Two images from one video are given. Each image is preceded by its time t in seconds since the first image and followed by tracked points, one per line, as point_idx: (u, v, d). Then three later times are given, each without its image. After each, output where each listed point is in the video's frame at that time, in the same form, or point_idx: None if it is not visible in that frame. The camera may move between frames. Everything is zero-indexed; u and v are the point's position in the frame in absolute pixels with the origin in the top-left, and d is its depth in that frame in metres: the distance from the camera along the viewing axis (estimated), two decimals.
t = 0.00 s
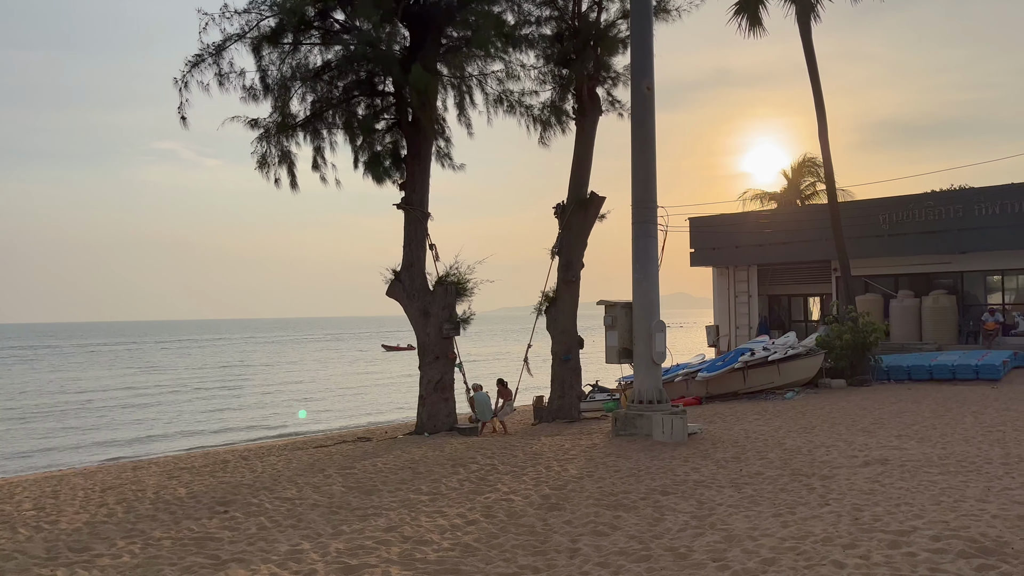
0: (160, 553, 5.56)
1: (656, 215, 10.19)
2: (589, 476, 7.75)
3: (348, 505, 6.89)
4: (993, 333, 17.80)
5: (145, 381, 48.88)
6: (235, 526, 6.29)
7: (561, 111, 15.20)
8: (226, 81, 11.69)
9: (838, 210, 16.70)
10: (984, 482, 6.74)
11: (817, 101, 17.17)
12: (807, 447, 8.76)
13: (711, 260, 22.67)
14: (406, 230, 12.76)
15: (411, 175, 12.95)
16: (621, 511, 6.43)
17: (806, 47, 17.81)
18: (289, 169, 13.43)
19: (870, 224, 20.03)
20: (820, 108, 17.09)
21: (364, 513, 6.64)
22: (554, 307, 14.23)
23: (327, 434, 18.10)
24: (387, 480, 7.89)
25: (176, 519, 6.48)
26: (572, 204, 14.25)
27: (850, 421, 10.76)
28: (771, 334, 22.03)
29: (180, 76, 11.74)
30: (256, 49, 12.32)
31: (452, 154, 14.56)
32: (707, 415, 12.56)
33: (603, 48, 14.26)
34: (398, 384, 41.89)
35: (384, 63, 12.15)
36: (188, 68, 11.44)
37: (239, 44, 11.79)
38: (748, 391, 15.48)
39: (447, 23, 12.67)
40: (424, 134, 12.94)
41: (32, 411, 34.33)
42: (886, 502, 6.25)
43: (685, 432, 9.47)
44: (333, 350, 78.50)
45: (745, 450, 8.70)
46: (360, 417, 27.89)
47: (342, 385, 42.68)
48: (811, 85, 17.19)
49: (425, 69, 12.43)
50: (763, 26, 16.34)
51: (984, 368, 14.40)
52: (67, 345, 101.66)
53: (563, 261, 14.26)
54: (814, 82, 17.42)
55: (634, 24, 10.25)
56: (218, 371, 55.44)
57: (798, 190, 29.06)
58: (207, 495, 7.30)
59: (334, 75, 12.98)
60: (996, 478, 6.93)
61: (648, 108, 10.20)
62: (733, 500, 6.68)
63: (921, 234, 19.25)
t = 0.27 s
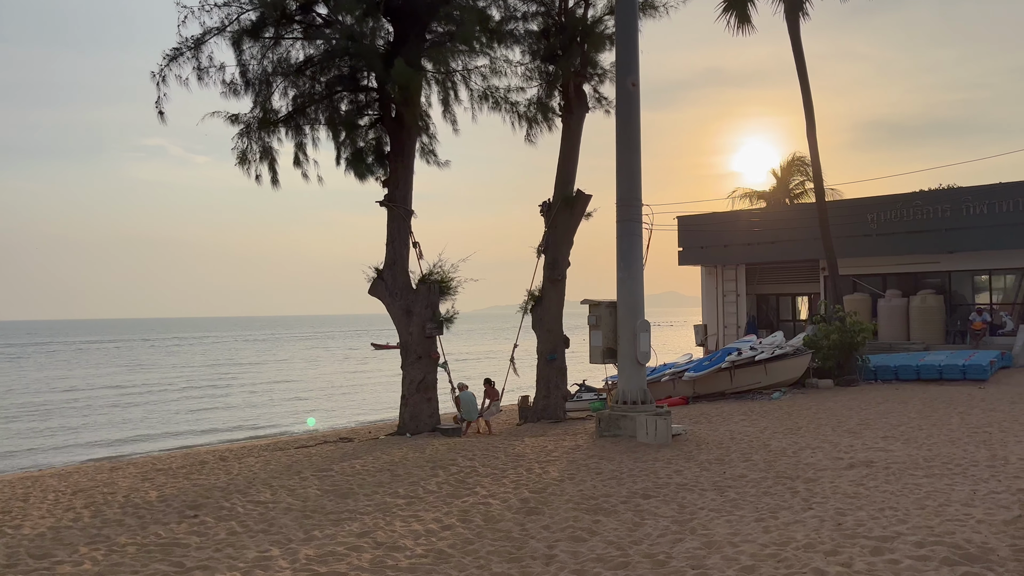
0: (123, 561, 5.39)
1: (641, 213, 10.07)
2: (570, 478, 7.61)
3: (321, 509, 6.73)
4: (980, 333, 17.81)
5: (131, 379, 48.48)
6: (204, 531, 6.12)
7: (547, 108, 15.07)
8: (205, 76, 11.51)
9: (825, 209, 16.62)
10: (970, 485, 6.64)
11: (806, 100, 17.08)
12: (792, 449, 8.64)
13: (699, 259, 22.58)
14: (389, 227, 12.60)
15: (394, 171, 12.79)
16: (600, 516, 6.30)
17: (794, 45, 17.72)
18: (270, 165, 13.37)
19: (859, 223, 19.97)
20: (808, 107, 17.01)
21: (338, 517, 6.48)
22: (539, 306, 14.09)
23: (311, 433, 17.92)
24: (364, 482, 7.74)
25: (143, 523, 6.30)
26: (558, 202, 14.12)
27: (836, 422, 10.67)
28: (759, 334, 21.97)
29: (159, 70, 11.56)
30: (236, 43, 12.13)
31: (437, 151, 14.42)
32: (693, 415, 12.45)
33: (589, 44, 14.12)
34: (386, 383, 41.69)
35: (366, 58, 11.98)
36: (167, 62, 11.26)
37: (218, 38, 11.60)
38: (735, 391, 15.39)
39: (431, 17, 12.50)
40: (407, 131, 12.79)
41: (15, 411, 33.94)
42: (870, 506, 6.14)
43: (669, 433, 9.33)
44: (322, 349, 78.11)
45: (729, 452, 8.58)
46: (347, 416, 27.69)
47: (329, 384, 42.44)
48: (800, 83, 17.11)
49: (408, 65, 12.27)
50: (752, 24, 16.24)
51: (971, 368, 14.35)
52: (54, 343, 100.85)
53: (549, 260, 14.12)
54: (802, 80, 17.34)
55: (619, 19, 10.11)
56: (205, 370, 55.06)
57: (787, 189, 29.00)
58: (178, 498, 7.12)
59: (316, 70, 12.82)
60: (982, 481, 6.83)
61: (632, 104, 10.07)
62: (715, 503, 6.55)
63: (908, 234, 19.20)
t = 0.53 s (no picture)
0: (85, 564, 5.23)
1: (625, 210, 9.95)
2: (550, 479, 7.48)
3: (294, 510, 6.57)
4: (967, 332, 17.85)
5: (116, 377, 48.05)
6: (172, 533, 5.96)
7: (533, 104, 14.95)
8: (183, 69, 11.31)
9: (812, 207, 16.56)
10: (953, 486, 6.55)
11: (793, 97, 17.02)
12: (776, 449, 8.54)
13: (686, 256, 22.50)
14: (371, 223, 12.45)
15: (377, 167, 12.64)
16: (579, 517, 6.17)
17: (782, 43, 17.64)
18: (251, 160, 13.19)
19: (846, 221, 19.93)
20: (795, 104, 16.93)
21: (311, 519, 6.33)
22: (524, 304, 13.96)
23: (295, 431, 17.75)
24: (340, 483, 7.59)
25: (110, 526, 6.14)
26: (543, 199, 13.99)
27: (821, 421, 10.59)
28: (746, 332, 21.92)
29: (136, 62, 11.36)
30: (216, 35, 11.94)
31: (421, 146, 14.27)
32: (678, 414, 12.35)
33: (575, 40, 13.99)
34: (374, 381, 41.50)
35: (348, 51, 11.80)
36: (144, 55, 11.07)
37: (197, 31, 11.40)
38: (721, 389, 15.32)
39: (414, 11, 12.34)
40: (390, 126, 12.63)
41: None
42: (852, 507, 6.04)
43: (652, 432, 9.20)
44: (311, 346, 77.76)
45: (712, 452, 8.47)
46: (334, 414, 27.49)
47: (316, 381, 42.20)
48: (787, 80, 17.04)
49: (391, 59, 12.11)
50: (739, 21, 16.14)
51: (957, 367, 14.32)
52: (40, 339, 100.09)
53: (534, 257, 13.99)
54: (790, 77, 17.26)
55: (604, 14, 9.97)
56: (192, 367, 54.67)
57: (775, 187, 28.97)
58: (147, 499, 6.96)
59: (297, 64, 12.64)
60: (966, 481, 6.75)
61: (617, 100, 9.94)
62: (695, 505, 6.44)
63: (895, 232, 19.17)
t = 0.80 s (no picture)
0: (43, 569, 5.06)
1: (608, 206, 9.83)
2: (529, 479, 7.35)
3: (265, 511, 6.42)
4: (953, 330, 17.64)
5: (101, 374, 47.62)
6: (136, 535, 5.80)
7: (518, 99, 14.82)
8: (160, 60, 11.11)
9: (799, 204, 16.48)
10: (936, 487, 6.46)
11: (780, 94, 16.94)
12: (758, 448, 8.44)
13: (674, 254, 22.40)
14: (353, 218, 12.29)
15: (359, 162, 12.48)
16: (555, 519, 6.05)
17: (770, 39, 17.55)
18: (232, 154, 13.03)
19: (833, 219, 19.88)
20: (782, 101, 16.84)
21: (281, 521, 6.18)
22: (508, 301, 13.82)
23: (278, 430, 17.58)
24: (315, 483, 7.43)
25: (73, 528, 5.97)
26: (529, 195, 13.84)
27: (805, 420, 10.50)
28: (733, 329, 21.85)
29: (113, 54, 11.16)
30: (195, 27, 11.74)
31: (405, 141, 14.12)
32: (662, 412, 12.25)
33: (561, 34, 13.85)
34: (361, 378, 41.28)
35: (329, 44, 11.63)
36: (120, 46, 10.87)
37: (175, 22, 11.21)
38: (706, 387, 15.23)
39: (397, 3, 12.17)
40: (372, 120, 12.48)
41: None
42: (833, 508, 5.94)
43: (634, 431, 9.09)
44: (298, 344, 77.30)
45: (694, 451, 8.36)
46: (320, 412, 27.28)
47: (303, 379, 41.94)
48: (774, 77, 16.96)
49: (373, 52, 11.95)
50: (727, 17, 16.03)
51: (942, 365, 14.27)
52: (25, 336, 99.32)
53: (518, 254, 13.85)
54: (777, 74, 17.17)
55: (588, 6, 9.83)
56: (178, 364, 54.28)
57: (764, 185, 28.92)
58: (115, 500, 6.79)
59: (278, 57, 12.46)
60: (949, 482, 6.66)
61: (600, 94, 9.80)
62: (674, 505, 6.32)
63: (882, 230, 19.13)
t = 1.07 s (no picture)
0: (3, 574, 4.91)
1: (593, 203, 9.71)
2: (509, 479, 7.24)
3: (238, 514, 6.29)
4: (939, 329, 17.59)
5: (87, 372, 47.26)
6: (104, 539, 5.66)
7: (504, 95, 14.70)
8: (139, 54, 10.94)
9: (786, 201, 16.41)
10: (920, 487, 6.39)
11: (768, 91, 16.87)
12: (742, 448, 8.36)
13: (662, 251, 22.34)
14: (336, 215, 12.13)
15: (342, 157, 12.32)
16: (534, 521, 5.94)
17: (758, 36, 17.48)
18: (213, 149, 12.85)
19: (820, 217, 19.85)
20: (770, 99, 16.78)
21: (254, 523, 6.05)
22: (494, 299, 13.70)
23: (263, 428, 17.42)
24: (291, 484, 7.30)
25: (40, 532, 5.82)
26: (514, 192, 13.72)
27: (791, 419, 10.43)
28: (721, 327, 21.82)
29: (90, 46, 10.97)
30: (175, 20, 11.56)
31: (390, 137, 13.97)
32: (647, 411, 12.16)
33: (548, 29, 13.73)
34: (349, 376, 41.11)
35: (311, 38, 11.47)
36: (97, 38, 10.68)
37: (153, 14, 11.03)
38: (693, 386, 15.17)
39: None
40: (355, 115, 12.32)
41: None
42: (815, 510, 5.85)
43: (618, 430, 8.99)
44: (287, 341, 76.98)
45: (678, 451, 8.27)
46: (307, 410, 27.12)
47: (291, 376, 41.73)
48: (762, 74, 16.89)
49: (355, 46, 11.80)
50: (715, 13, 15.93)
51: (928, 363, 14.25)
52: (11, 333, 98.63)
53: (504, 251, 13.72)
54: (765, 71, 17.10)
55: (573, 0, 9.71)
56: (165, 362, 53.93)
57: (752, 183, 28.88)
58: (85, 503, 6.64)
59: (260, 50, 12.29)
60: (933, 482, 6.58)
61: (585, 90, 9.69)
62: (655, 507, 6.22)
63: (870, 228, 19.10)
